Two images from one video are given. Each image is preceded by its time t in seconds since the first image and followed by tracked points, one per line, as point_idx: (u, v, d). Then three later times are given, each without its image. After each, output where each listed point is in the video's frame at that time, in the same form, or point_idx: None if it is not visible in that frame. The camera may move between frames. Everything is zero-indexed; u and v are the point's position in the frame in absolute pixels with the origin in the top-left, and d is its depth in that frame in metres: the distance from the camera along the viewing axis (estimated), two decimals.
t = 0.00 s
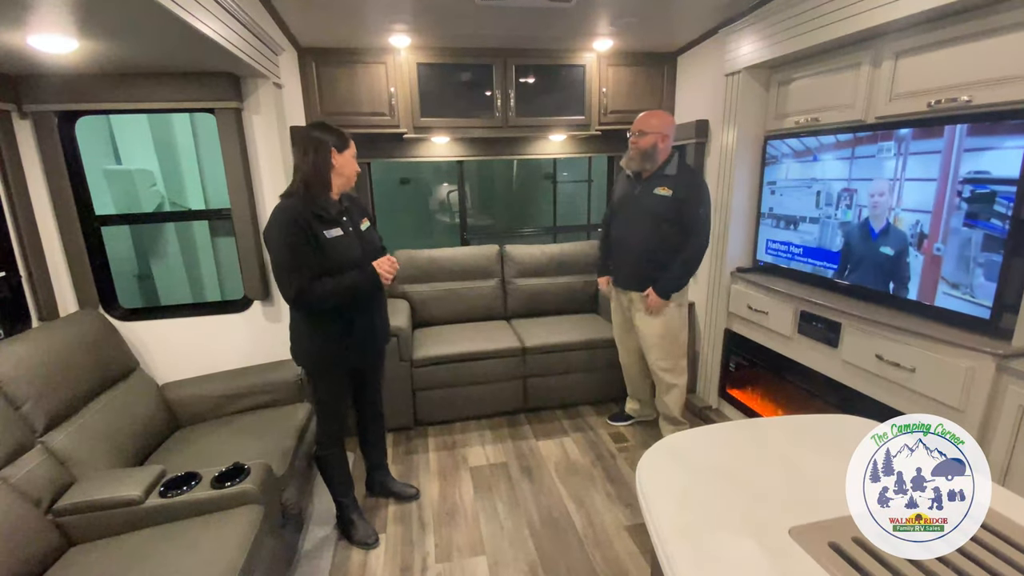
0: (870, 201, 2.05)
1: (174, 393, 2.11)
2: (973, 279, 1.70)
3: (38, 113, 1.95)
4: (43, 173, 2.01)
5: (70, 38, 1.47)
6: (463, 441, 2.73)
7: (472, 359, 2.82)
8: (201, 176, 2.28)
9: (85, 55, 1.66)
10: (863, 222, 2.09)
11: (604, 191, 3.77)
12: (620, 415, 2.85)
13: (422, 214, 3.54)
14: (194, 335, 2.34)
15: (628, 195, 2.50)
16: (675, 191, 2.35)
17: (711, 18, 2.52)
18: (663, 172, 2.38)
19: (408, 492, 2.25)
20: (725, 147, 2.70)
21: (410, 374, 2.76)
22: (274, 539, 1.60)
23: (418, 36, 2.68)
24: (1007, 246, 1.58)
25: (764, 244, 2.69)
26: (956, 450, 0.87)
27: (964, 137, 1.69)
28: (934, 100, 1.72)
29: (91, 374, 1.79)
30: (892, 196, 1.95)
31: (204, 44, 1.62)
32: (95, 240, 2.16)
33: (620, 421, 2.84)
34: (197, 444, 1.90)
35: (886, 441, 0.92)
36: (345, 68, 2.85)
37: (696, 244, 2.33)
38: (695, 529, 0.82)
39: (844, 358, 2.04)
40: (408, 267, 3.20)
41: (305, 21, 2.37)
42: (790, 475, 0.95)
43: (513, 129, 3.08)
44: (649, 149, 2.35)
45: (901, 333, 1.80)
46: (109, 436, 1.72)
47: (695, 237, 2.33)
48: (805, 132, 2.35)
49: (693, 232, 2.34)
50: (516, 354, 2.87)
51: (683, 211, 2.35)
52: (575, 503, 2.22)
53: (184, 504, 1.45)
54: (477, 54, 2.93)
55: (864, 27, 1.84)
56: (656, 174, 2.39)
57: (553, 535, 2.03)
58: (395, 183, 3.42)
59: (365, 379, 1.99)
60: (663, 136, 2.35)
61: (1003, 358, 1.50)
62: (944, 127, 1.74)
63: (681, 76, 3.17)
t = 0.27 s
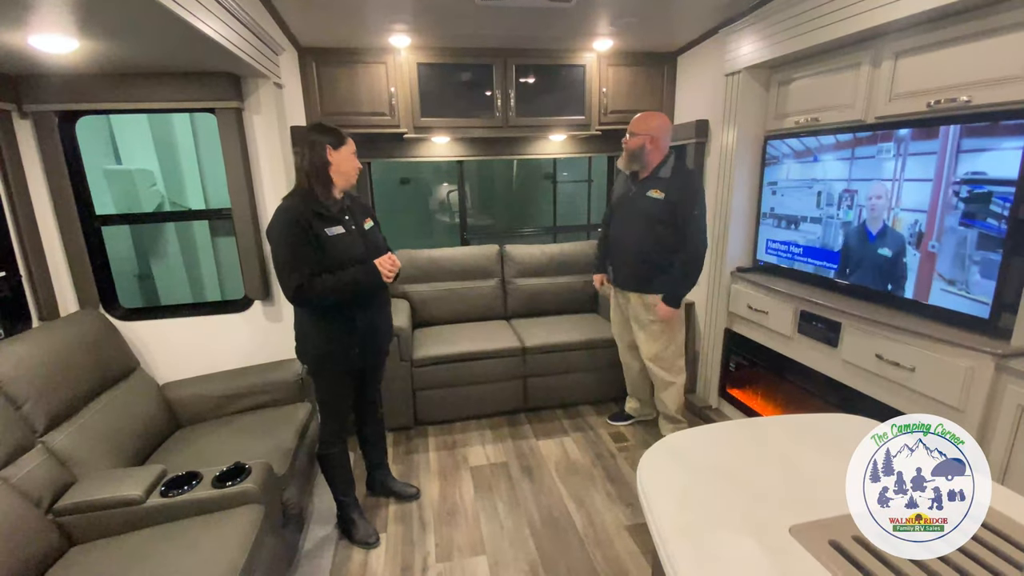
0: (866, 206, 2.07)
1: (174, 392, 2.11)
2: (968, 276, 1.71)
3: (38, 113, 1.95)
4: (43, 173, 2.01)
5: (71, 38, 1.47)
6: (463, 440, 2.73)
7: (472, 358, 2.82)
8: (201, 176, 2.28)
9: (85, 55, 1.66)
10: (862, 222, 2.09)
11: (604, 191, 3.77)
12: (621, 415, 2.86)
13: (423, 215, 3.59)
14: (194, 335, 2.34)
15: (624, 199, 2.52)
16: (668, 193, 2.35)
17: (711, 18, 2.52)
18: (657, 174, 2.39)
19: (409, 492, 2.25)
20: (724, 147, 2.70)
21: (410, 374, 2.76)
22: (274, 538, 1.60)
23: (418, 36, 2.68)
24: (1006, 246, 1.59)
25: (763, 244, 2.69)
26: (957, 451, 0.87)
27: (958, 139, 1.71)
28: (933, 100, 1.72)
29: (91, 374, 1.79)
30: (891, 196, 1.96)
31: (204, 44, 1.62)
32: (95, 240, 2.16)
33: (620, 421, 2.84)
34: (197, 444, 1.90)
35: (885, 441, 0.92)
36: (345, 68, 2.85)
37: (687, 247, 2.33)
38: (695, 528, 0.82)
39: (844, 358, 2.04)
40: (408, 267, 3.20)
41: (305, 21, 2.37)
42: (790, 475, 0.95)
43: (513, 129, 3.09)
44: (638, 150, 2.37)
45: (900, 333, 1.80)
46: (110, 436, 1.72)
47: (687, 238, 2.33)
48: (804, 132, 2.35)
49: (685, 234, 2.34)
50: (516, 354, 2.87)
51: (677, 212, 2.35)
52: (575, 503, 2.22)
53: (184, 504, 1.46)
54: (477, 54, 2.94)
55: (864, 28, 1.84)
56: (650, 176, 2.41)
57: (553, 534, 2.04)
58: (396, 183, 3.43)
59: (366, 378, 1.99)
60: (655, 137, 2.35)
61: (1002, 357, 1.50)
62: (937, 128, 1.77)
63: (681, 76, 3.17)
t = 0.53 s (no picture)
0: (864, 202, 2.08)
1: (174, 392, 2.11)
2: (965, 274, 1.72)
3: (38, 113, 1.95)
4: (43, 174, 2.01)
5: (71, 38, 1.47)
6: (463, 440, 2.73)
7: (471, 359, 2.82)
8: (201, 176, 2.28)
9: (85, 55, 1.66)
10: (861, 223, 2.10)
11: (604, 191, 3.78)
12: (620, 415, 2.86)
13: (422, 215, 3.58)
14: (194, 335, 2.34)
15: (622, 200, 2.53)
16: (655, 196, 2.37)
17: (711, 19, 2.53)
18: (648, 176, 2.41)
19: (409, 492, 2.25)
20: (724, 147, 2.70)
21: (410, 374, 2.76)
22: (274, 539, 1.60)
23: (418, 37, 2.69)
24: (1005, 246, 1.59)
25: (763, 244, 2.69)
26: (956, 450, 0.87)
27: (953, 140, 1.72)
28: (932, 100, 1.73)
29: (91, 374, 1.80)
30: (890, 197, 1.96)
31: (204, 44, 1.62)
32: (96, 240, 2.16)
33: (620, 421, 2.84)
34: (196, 444, 1.90)
35: (885, 441, 0.92)
36: (345, 69, 2.86)
37: (678, 248, 2.34)
38: (695, 528, 0.83)
39: (843, 358, 2.04)
40: (408, 267, 3.20)
41: (305, 21, 2.37)
42: (789, 475, 0.95)
43: (513, 130, 3.09)
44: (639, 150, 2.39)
45: (899, 333, 1.80)
46: (110, 436, 1.72)
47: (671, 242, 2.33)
48: (804, 132, 2.36)
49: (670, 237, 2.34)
50: (516, 354, 2.87)
51: (662, 215, 2.36)
52: (575, 503, 2.22)
53: (184, 504, 1.46)
54: (477, 54, 2.94)
55: (864, 28, 1.84)
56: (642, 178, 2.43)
57: (553, 534, 2.04)
58: (395, 184, 3.44)
59: (367, 379, 1.99)
60: (655, 138, 2.37)
61: (1001, 357, 1.50)
62: (934, 129, 1.78)
63: (681, 77, 3.17)
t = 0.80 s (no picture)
0: (865, 207, 2.06)
1: (173, 393, 2.11)
2: (960, 273, 1.73)
3: (37, 115, 1.96)
4: (43, 175, 2.01)
5: (70, 39, 1.47)
6: (462, 441, 2.73)
7: (471, 359, 2.82)
8: (201, 177, 2.28)
9: (84, 56, 1.66)
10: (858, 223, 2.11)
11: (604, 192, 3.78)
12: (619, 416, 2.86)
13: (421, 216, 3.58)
14: (193, 335, 2.34)
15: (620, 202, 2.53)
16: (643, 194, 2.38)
17: (710, 20, 2.53)
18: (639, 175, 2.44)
19: (408, 493, 2.25)
20: (723, 148, 2.71)
21: (409, 374, 2.76)
22: (273, 539, 1.60)
23: (418, 38, 2.69)
24: (1003, 247, 1.60)
25: (761, 244, 2.69)
26: (957, 451, 0.82)
27: (944, 141, 1.74)
28: (931, 101, 1.73)
29: (90, 375, 1.80)
30: (888, 197, 1.96)
31: (203, 45, 1.62)
32: (95, 241, 2.17)
33: (619, 421, 2.85)
34: (195, 445, 1.90)
35: (885, 441, 0.88)
36: (345, 70, 2.86)
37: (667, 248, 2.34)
38: (693, 529, 0.83)
39: (842, 358, 2.04)
40: (407, 268, 3.20)
41: (304, 22, 2.37)
42: (787, 475, 0.95)
43: (512, 131, 3.09)
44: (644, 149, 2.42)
45: (898, 334, 1.80)
46: (108, 437, 1.72)
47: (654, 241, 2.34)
48: (802, 133, 2.36)
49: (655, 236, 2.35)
50: (515, 355, 2.87)
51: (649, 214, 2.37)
52: (574, 504, 2.22)
53: (182, 505, 1.46)
54: (476, 55, 2.94)
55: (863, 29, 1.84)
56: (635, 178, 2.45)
57: (552, 535, 2.04)
58: (395, 185, 3.45)
59: (365, 379, 2.00)
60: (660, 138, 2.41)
61: (1000, 358, 1.51)
62: (930, 130, 1.78)
63: (680, 78, 3.18)
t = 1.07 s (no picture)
0: (870, 204, 2.04)
1: (173, 394, 2.11)
2: (956, 271, 1.74)
3: (37, 116, 1.96)
4: (42, 176, 2.01)
5: (70, 40, 1.48)
6: (462, 442, 2.73)
7: (470, 360, 2.82)
8: (200, 177, 2.28)
9: (83, 57, 1.66)
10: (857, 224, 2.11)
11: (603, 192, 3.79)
12: (619, 417, 2.86)
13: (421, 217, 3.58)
14: (192, 336, 2.34)
15: (619, 203, 2.53)
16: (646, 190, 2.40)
17: (709, 21, 2.53)
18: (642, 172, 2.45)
19: (408, 494, 2.25)
20: (722, 148, 2.71)
21: (409, 375, 2.76)
22: (273, 540, 1.60)
23: (417, 39, 2.70)
24: (1002, 247, 1.60)
25: (761, 245, 2.70)
26: (956, 451, 0.80)
27: (939, 143, 1.76)
28: (929, 101, 1.73)
29: (89, 376, 1.79)
30: (886, 199, 1.97)
31: (202, 46, 1.62)
32: (94, 243, 2.17)
33: (618, 422, 2.85)
34: (195, 446, 1.90)
35: (885, 441, 0.87)
36: (344, 71, 2.86)
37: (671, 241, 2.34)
38: (692, 529, 0.83)
39: (841, 359, 2.05)
40: (407, 268, 3.20)
41: (303, 23, 2.37)
42: (786, 475, 0.95)
43: (511, 132, 3.09)
44: (647, 146, 2.41)
45: (896, 335, 1.81)
46: (107, 438, 1.72)
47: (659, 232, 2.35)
48: (801, 134, 2.37)
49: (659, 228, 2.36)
50: (515, 356, 2.87)
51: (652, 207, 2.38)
52: (574, 504, 2.22)
53: (181, 507, 1.46)
54: (476, 57, 2.95)
55: (862, 29, 1.84)
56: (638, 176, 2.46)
57: (552, 536, 2.04)
58: (394, 185, 3.44)
59: (364, 380, 2.00)
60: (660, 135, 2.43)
61: (998, 358, 1.51)
62: (928, 131, 1.79)
63: (679, 78, 3.18)
